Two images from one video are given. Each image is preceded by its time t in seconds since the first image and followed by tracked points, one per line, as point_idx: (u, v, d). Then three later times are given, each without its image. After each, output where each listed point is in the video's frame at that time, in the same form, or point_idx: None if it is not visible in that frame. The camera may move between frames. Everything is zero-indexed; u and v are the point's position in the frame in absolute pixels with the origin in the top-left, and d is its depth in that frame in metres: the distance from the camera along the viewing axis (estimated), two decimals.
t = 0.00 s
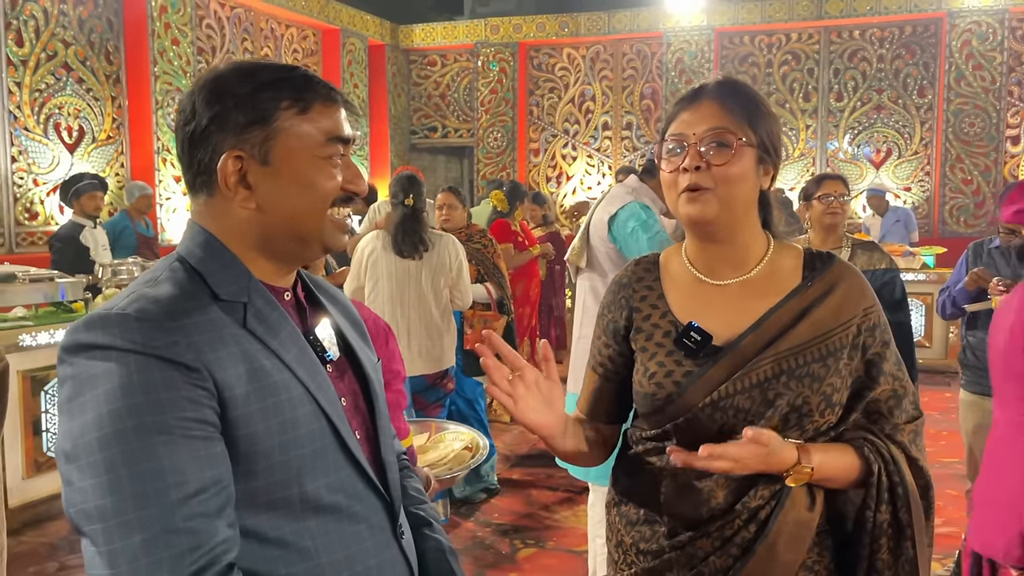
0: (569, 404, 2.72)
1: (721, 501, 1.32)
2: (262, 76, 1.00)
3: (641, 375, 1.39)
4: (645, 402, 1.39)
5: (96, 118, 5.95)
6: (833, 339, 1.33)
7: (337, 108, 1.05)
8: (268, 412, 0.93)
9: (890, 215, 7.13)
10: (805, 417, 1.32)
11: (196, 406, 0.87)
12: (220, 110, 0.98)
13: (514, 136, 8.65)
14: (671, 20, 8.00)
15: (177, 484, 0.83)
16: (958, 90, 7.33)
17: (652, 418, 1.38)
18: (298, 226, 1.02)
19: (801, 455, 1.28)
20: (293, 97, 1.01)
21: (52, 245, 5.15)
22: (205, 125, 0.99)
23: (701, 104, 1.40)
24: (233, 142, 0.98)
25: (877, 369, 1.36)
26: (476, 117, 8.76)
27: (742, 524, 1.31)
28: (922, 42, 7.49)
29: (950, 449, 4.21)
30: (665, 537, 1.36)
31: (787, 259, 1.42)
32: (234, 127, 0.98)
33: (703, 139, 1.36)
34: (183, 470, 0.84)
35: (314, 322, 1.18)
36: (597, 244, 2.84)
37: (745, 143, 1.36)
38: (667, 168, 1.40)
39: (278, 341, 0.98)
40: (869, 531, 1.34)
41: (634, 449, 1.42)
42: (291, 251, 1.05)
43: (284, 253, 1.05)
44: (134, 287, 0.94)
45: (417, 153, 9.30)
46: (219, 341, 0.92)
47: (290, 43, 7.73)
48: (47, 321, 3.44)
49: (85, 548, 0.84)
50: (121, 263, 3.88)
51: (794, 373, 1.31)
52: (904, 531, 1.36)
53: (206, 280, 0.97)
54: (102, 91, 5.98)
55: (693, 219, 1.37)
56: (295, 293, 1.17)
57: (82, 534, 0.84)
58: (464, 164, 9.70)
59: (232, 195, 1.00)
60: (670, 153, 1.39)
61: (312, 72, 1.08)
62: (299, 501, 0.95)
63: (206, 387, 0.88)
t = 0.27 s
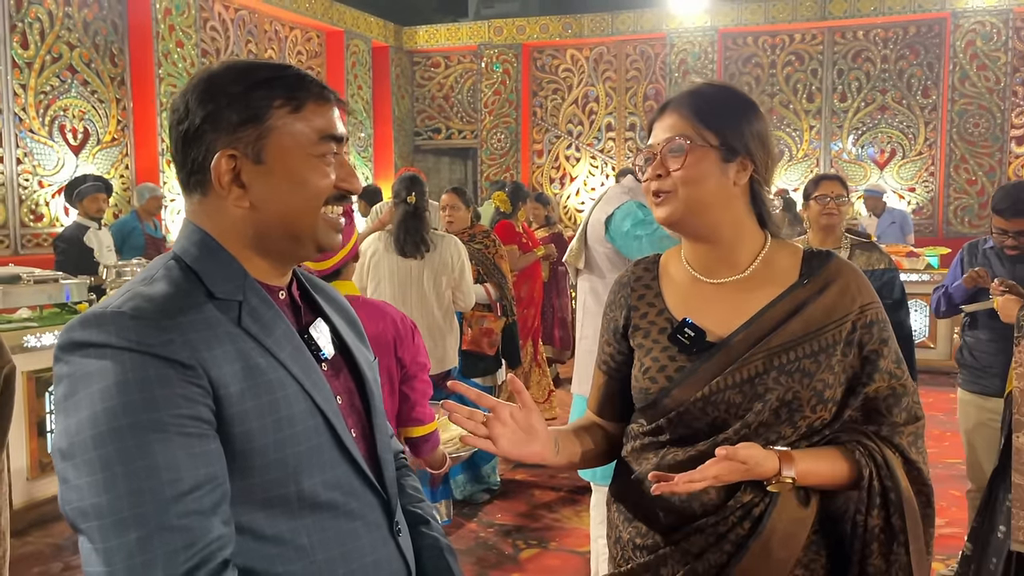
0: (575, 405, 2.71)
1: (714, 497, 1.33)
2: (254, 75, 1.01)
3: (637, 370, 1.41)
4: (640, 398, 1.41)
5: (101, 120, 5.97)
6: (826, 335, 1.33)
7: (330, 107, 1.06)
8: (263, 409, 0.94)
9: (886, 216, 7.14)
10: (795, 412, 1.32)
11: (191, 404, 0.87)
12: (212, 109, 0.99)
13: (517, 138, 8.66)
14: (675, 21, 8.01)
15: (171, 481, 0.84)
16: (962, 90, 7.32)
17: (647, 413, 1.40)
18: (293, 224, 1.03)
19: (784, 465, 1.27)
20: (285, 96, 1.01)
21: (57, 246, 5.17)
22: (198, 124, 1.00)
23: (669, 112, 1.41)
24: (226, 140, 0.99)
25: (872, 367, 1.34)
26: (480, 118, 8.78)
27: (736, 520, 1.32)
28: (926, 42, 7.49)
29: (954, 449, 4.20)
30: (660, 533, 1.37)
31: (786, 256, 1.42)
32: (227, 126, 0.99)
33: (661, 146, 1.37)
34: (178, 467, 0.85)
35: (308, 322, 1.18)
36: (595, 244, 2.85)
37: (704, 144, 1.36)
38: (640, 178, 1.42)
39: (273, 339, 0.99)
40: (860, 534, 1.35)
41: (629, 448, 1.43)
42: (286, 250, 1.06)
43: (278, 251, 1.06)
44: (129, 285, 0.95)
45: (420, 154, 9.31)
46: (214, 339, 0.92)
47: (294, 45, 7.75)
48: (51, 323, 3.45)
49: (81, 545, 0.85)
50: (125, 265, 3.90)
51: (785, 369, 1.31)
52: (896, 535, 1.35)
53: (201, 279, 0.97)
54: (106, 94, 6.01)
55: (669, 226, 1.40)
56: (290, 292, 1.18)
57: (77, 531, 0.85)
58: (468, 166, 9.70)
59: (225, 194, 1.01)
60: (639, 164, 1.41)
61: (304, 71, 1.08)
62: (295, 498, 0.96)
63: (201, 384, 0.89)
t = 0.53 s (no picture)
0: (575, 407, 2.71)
1: (710, 496, 1.34)
2: (233, 76, 1.02)
3: (636, 369, 1.42)
4: (637, 397, 1.41)
5: (107, 123, 6.01)
6: (822, 336, 1.33)
7: (308, 107, 1.07)
8: (250, 406, 0.95)
9: (887, 218, 7.14)
10: (791, 412, 1.32)
11: (176, 401, 0.88)
12: (192, 112, 1.00)
13: (523, 140, 8.67)
14: (680, 23, 8.02)
15: (158, 477, 0.85)
16: (968, 92, 7.30)
17: (644, 412, 1.40)
18: (275, 222, 1.04)
19: (776, 467, 1.27)
20: (262, 95, 1.02)
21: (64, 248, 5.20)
22: (178, 126, 1.01)
23: (672, 115, 1.41)
24: (206, 141, 1.00)
25: (869, 368, 1.34)
26: (485, 120, 8.80)
27: (732, 519, 1.32)
28: (932, 44, 7.47)
29: (959, 453, 4.18)
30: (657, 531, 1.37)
31: (785, 259, 1.42)
32: (206, 127, 1.00)
33: (665, 148, 1.38)
34: (164, 463, 0.85)
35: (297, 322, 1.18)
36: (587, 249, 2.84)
37: (707, 148, 1.36)
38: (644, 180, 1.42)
39: (260, 337, 0.99)
40: (853, 537, 1.35)
41: (626, 448, 1.43)
42: (266, 248, 1.06)
43: (263, 250, 1.07)
44: (118, 288, 0.96)
45: (426, 156, 9.32)
46: (200, 338, 0.93)
47: (300, 48, 7.77)
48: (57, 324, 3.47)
49: (72, 545, 0.86)
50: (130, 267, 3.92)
51: (781, 369, 1.32)
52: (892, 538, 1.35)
53: (187, 279, 0.98)
54: (113, 96, 6.04)
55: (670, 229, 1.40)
56: (279, 291, 1.18)
57: (68, 531, 0.86)
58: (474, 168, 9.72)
59: (207, 194, 1.02)
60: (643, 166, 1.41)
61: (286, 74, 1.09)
62: (285, 494, 0.97)
63: (187, 382, 0.90)
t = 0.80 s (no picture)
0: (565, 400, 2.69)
1: (700, 492, 1.34)
2: (166, 79, 1.04)
3: (626, 365, 1.41)
4: (626, 393, 1.40)
5: (110, 124, 6.04)
6: (812, 336, 1.34)
7: (247, 103, 1.06)
8: (217, 399, 0.95)
9: (888, 219, 7.10)
10: (781, 409, 1.33)
11: (142, 393, 0.88)
12: (133, 117, 1.05)
13: (525, 142, 8.68)
14: (682, 25, 8.02)
15: (121, 468, 0.85)
16: (971, 94, 7.29)
17: (632, 408, 1.39)
18: (198, 220, 1.03)
19: (780, 451, 1.28)
20: (187, 96, 1.03)
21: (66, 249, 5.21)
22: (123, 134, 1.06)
23: (665, 116, 1.41)
24: (139, 145, 1.04)
25: (859, 368, 1.35)
26: (488, 122, 8.82)
27: (721, 516, 1.32)
28: (935, 46, 7.47)
29: (960, 455, 4.18)
30: (647, 530, 1.37)
31: (774, 260, 1.43)
32: (137, 131, 1.04)
33: (658, 147, 1.38)
34: (127, 454, 0.85)
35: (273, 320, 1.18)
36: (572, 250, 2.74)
37: (701, 148, 1.37)
38: (636, 179, 1.41)
39: (229, 333, 1.00)
40: (847, 529, 1.36)
41: (619, 442, 1.42)
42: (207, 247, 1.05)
43: (203, 248, 1.06)
44: (88, 289, 0.97)
45: (428, 158, 9.33)
46: (167, 333, 0.94)
47: (303, 50, 7.80)
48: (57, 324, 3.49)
49: (42, 540, 0.87)
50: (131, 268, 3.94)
51: (772, 367, 1.33)
52: (886, 530, 1.36)
53: (156, 280, 0.98)
54: (116, 98, 6.06)
55: (664, 227, 1.39)
56: (254, 290, 1.17)
57: (37, 525, 0.86)
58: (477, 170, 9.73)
59: (145, 198, 1.05)
60: (635, 166, 1.41)
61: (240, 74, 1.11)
62: (257, 487, 0.96)
63: (152, 375, 0.90)
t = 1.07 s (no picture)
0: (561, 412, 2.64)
1: (687, 493, 1.34)
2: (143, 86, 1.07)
3: (617, 365, 1.41)
4: (618, 393, 1.40)
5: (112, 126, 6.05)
6: (804, 338, 1.34)
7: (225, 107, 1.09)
8: (188, 397, 0.94)
9: (891, 223, 7.01)
10: (771, 411, 1.33)
11: (110, 392, 0.88)
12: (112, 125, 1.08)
13: (527, 143, 8.68)
14: (684, 26, 8.02)
15: (87, 465, 0.85)
16: (973, 96, 7.28)
17: (623, 409, 1.39)
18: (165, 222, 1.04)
19: (765, 454, 1.28)
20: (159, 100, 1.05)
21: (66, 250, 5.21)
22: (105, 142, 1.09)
23: (659, 115, 1.41)
24: (118, 151, 1.07)
25: (849, 372, 1.35)
26: (489, 123, 8.82)
27: (708, 517, 1.32)
28: (937, 48, 7.46)
29: (960, 458, 4.16)
30: (635, 532, 1.37)
31: (766, 262, 1.42)
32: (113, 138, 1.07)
33: (655, 144, 1.37)
34: (93, 452, 0.85)
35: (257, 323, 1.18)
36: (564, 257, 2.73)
37: (695, 148, 1.36)
38: (629, 178, 1.41)
39: (205, 334, 1.00)
40: (833, 534, 1.34)
41: (610, 442, 1.42)
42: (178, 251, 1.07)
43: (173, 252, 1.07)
44: (67, 293, 0.98)
45: (430, 160, 9.33)
46: (138, 333, 0.94)
47: (304, 51, 7.80)
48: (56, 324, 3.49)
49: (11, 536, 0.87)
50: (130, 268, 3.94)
51: (762, 368, 1.32)
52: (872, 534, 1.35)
53: (137, 284, 0.99)
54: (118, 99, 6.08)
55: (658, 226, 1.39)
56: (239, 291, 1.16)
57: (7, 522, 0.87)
58: (479, 171, 9.73)
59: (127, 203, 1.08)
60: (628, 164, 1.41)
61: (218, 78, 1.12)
62: (228, 486, 0.95)
63: (122, 374, 0.90)
